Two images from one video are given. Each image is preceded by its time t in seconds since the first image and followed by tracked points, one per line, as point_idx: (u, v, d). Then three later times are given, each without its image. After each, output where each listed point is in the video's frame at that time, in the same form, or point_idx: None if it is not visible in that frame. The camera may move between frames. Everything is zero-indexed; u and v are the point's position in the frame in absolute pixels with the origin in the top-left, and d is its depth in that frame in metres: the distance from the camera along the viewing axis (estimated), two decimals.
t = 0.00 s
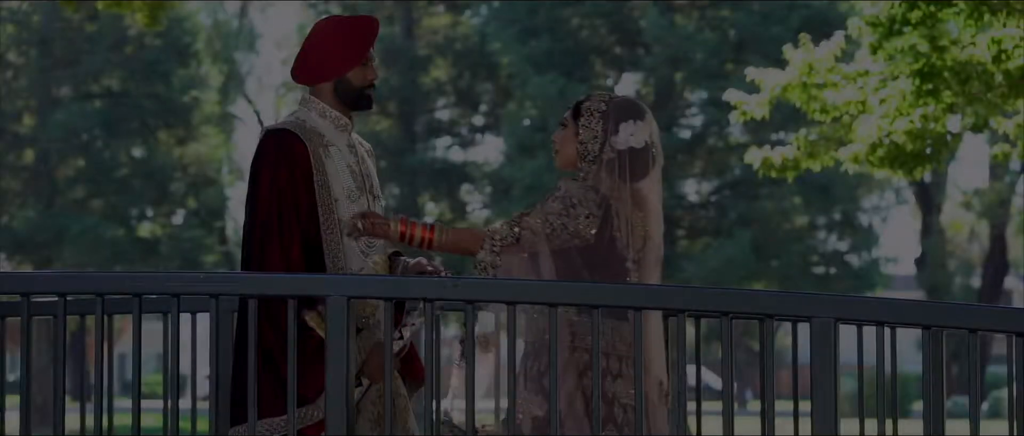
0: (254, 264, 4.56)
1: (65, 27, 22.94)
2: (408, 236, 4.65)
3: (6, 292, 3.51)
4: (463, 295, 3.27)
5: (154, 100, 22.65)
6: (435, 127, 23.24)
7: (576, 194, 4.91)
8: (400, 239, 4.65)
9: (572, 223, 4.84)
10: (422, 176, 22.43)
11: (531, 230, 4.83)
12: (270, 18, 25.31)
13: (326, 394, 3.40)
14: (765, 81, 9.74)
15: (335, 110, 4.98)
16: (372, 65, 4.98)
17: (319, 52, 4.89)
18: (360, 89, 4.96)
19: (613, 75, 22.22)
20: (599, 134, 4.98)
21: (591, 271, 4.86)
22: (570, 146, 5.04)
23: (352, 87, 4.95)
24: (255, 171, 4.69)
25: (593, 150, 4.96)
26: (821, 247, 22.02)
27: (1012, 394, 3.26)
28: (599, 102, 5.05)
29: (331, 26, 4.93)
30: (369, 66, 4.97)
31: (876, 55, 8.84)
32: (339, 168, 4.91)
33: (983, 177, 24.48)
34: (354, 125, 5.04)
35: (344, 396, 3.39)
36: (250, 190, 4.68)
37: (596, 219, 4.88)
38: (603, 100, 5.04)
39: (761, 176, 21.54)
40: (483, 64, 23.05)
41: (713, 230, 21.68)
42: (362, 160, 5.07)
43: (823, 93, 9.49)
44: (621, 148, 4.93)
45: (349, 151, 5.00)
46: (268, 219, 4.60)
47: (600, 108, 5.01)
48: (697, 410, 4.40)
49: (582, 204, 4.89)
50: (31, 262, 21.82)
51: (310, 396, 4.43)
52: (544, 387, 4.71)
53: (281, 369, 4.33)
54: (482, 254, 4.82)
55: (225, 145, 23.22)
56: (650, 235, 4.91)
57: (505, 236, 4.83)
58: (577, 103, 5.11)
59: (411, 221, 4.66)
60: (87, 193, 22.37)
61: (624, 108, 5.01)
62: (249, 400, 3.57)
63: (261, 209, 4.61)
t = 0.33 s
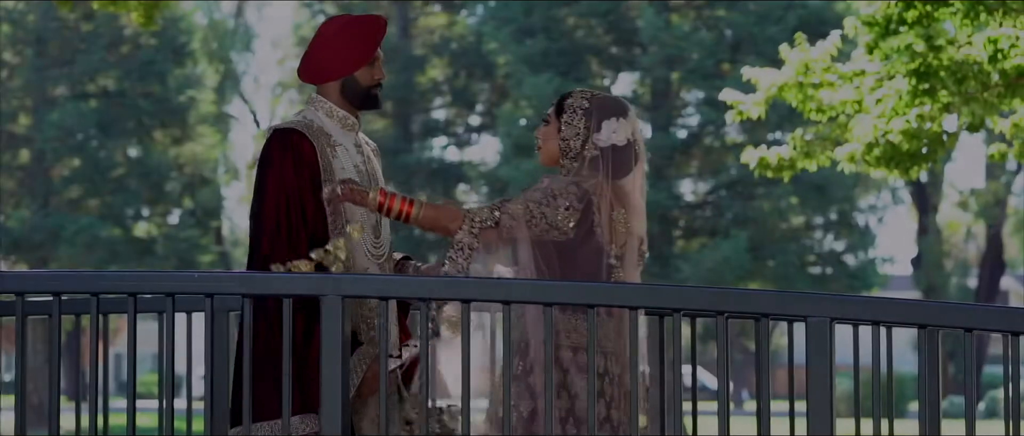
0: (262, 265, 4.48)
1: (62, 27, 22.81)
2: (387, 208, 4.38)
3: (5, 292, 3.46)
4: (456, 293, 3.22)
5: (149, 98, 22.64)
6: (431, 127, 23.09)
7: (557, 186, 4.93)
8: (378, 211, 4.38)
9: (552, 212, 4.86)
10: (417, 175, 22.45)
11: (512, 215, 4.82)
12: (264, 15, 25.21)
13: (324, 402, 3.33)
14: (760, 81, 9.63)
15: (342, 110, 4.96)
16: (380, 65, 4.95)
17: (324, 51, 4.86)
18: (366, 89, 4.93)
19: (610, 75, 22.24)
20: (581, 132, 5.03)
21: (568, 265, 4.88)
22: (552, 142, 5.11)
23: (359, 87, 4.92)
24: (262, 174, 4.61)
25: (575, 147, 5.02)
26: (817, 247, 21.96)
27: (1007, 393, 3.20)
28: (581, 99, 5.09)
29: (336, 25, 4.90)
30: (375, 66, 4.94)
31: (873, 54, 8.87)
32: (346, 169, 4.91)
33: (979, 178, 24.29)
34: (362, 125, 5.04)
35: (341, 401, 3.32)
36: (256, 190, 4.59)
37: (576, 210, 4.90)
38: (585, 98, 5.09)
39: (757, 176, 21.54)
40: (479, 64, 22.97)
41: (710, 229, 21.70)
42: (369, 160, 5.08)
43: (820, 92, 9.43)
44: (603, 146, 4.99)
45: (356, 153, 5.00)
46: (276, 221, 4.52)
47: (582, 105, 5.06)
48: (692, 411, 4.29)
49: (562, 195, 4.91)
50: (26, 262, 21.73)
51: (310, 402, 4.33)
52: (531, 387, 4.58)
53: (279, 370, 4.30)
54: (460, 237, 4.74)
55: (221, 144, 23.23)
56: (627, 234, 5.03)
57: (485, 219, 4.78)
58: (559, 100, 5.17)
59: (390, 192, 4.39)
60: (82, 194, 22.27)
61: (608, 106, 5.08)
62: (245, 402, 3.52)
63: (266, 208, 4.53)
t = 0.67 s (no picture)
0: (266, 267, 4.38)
1: (59, 26, 22.72)
2: (370, 180, 4.24)
3: None
4: (450, 293, 3.10)
5: (146, 99, 22.66)
6: (428, 126, 23.10)
7: (540, 180, 4.64)
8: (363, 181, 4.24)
9: (536, 203, 4.55)
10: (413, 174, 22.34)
11: (496, 203, 4.54)
12: (260, 15, 25.19)
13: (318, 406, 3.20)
14: (756, 80, 9.68)
15: (348, 109, 4.86)
16: (387, 65, 4.88)
17: (330, 49, 4.80)
18: (374, 89, 4.85)
19: (605, 75, 22.42)
20: (565, 130, 4.76)
21: (549, 258, 4.55)
22: (535, 139, 4.84)
23: (366, 87, 4.84)
24: (269, 171, 4.51)
25: (557, 144, 4.75)
26: (814, 247, 22.01)
27: (1002, 393, 3.17)
28: (565, 98, 4.86)
29: (343, 24, 4.83)
30: (382, 66, 4.87)
31: (869, 53, 8.87)
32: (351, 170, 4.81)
33: (977, 177, 24.33)
34: (368, 125, 4.95)
35: (336, 404, 3.19)
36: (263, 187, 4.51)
37: (559, 204, 4.59)
38: (570, 95, 4.85)
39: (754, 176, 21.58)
40: (479, 65, 22.77)
41: (706, 229, 21.66)
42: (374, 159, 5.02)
43: (815, 92, 9.43)
44: (586, 145, 4.71)
45: (362, 152, 4.93)
46: (281, 218, 4.45)
47: (566, 103, 4.82)
48: (689, 411, 4.23)
49: (545, 188, 4.60)
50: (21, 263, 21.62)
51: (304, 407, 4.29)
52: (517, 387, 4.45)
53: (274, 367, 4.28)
54: (440, 217, 4.50)
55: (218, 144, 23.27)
56: (610, 235, 4.70)
57: (468, 203, 4.54)
58: (542, 101, 4.93)
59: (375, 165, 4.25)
60: (79, 194, 22.30)
61: (594, 104, 4.81)
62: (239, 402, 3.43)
63: (271, 210, 4.45)
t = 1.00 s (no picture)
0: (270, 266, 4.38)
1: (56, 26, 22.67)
2: (358, 158, 4.22)
3: None
4: (447, 294, 3.06)
5: (143, 98, 22.58)
6: (425, 126, 23.10)
7: (527, 176, 4.55)
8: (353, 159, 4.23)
9: (522, 197, 4.47)
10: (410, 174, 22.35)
11: (482, 194, 4.46)
12: (258, 16, 25.14)
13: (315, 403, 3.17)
14: (754, 80, 9.66)
15: (355, 109, 4.78)
16: (395, 66, 4.81)
17: (338, 50, 4.70)
18: (381, 90, 4.78)
19: (604, 75, 22.43)
20: (550, 130, 4.68)
21: (531, 253, 4.47)
22: (521, 138, 4.77)
23: (373, 87, 4.76)
24: (276, 170, 4.52)
25: (542, 144, 4.66)
26: (811, 247, 22.06)
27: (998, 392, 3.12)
28: (552, 98, 4.77)
29: (352, 24, 4.74)
30: (390, 67, 4.79)
31: (867, 53, 8.87)
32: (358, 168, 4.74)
33: (973, 178, 24.44)
34: (376, 127, 4.86)
35: (333, 404, 3.16)
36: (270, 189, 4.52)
37: (544, 200, 4.50)
38: (557, 96, 4.76)
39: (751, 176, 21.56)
40: (475, 63, 22.70)
41: (704, 229, 21.66)
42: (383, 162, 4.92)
43: (813, 91, 9.42)
44: (571, 146, 4.62)
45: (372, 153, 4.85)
46: (281, 206, 4.46)
47: (552, 103, 4.73)
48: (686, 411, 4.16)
49: (532, 185, 4.52)
50: (19, 262, 21.58)
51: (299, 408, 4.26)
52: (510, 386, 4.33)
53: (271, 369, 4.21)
54: (427, 205, 4.44)
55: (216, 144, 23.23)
56: (596, 234, 4.60)
57: (455, 192, 4.47)
58: (531, 100, 4.84)
59: (365, 142, 4.24)
60: (77, 194, 22.21)
61: (581, 105, 4.72)
62: (235, 399, 3.39)
63: (275, 206, 4.46)
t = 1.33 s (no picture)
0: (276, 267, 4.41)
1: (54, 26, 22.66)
2: (351, 139, 4.29)
3: None
4: (441, 292, 3.05)
5: (141, 98, 22.53)
6: (423, 126, 23.08)
7: (515, 174, 4.52)
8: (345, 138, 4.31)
9: (510, 194, 4.44)
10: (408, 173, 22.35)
11: (472, 188, 4.42)
12: (255, 15, 25.06)
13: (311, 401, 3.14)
14: (751, 79, 9.58)
15: (364, 109, 4.72)
16: (405, 66, 4.78)
17: (350, 48, 4.69)
18: (390, 90, 4.74)
19: (601, 74, 22.53)
20: (537, 131, 4.68)
21: (518, 251, 4.42)
22: (508, 138, 4.79)
23: (383, 87, 4.72)
24: (284, 171, 4.54)
25: (529, 145, 4.65)
26: (809, 247, 22.07)
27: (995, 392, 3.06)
28: (541, 99, 4.78)
29: (362, 21, 4.72)
30: (400, 68, 4.77)
31: (864, 53, 8.92)
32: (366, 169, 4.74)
33: (973, 178, 24.43)
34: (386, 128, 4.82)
35: (331, 404, 3.13)
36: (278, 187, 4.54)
37: (533, 198, 4.48)
38: (546, 97, 4.78)
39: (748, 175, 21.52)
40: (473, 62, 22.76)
41: (701, 230, 21.51)
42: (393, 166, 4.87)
43: (810, 91, 9.40)
44: (559, 147, 4.61)
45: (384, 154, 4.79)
46: (287, 204, 4.48)
47: (541, 104, 4.74)
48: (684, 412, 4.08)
49: (521, 183, 4.49)
50: (16, 262, 21.54)
51: (297, 400, 4.25)
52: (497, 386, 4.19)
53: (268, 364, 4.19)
54: (417, 197, 4.36)
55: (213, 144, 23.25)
56: (581, 234, 4.57)
57: (444, 185, 4.41)
58: (518, 101, 4.85)
59: (359, 124, 4.31)
60: (74, 194, 22.14)
61: (569, 107, 4.72)
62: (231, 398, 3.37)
63: (283, 198, 4.50)
